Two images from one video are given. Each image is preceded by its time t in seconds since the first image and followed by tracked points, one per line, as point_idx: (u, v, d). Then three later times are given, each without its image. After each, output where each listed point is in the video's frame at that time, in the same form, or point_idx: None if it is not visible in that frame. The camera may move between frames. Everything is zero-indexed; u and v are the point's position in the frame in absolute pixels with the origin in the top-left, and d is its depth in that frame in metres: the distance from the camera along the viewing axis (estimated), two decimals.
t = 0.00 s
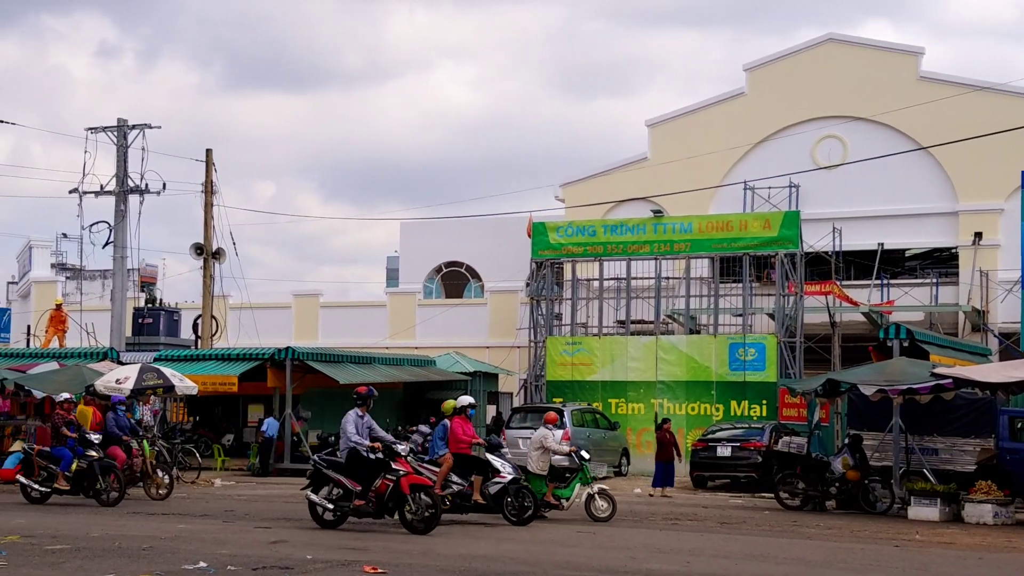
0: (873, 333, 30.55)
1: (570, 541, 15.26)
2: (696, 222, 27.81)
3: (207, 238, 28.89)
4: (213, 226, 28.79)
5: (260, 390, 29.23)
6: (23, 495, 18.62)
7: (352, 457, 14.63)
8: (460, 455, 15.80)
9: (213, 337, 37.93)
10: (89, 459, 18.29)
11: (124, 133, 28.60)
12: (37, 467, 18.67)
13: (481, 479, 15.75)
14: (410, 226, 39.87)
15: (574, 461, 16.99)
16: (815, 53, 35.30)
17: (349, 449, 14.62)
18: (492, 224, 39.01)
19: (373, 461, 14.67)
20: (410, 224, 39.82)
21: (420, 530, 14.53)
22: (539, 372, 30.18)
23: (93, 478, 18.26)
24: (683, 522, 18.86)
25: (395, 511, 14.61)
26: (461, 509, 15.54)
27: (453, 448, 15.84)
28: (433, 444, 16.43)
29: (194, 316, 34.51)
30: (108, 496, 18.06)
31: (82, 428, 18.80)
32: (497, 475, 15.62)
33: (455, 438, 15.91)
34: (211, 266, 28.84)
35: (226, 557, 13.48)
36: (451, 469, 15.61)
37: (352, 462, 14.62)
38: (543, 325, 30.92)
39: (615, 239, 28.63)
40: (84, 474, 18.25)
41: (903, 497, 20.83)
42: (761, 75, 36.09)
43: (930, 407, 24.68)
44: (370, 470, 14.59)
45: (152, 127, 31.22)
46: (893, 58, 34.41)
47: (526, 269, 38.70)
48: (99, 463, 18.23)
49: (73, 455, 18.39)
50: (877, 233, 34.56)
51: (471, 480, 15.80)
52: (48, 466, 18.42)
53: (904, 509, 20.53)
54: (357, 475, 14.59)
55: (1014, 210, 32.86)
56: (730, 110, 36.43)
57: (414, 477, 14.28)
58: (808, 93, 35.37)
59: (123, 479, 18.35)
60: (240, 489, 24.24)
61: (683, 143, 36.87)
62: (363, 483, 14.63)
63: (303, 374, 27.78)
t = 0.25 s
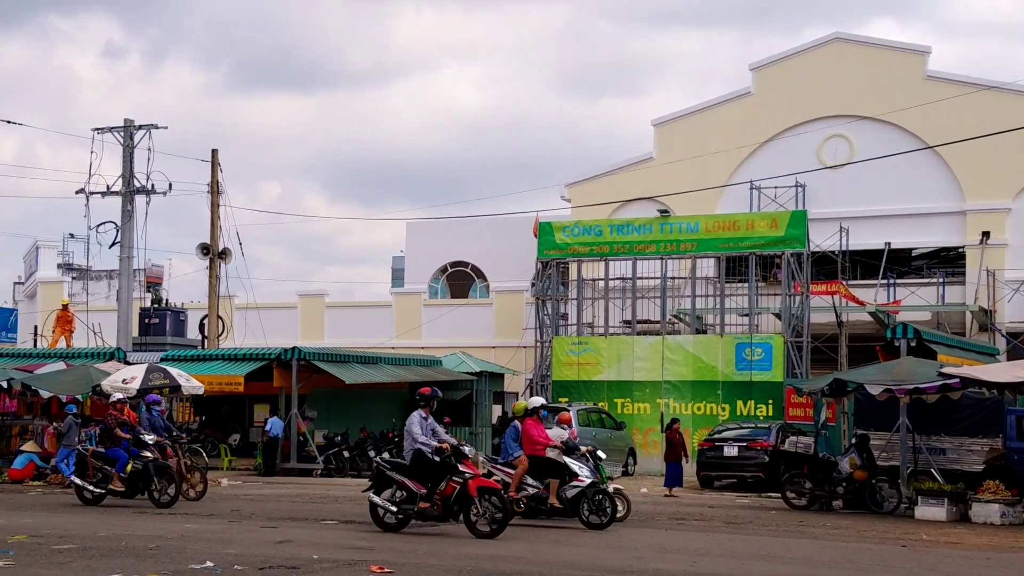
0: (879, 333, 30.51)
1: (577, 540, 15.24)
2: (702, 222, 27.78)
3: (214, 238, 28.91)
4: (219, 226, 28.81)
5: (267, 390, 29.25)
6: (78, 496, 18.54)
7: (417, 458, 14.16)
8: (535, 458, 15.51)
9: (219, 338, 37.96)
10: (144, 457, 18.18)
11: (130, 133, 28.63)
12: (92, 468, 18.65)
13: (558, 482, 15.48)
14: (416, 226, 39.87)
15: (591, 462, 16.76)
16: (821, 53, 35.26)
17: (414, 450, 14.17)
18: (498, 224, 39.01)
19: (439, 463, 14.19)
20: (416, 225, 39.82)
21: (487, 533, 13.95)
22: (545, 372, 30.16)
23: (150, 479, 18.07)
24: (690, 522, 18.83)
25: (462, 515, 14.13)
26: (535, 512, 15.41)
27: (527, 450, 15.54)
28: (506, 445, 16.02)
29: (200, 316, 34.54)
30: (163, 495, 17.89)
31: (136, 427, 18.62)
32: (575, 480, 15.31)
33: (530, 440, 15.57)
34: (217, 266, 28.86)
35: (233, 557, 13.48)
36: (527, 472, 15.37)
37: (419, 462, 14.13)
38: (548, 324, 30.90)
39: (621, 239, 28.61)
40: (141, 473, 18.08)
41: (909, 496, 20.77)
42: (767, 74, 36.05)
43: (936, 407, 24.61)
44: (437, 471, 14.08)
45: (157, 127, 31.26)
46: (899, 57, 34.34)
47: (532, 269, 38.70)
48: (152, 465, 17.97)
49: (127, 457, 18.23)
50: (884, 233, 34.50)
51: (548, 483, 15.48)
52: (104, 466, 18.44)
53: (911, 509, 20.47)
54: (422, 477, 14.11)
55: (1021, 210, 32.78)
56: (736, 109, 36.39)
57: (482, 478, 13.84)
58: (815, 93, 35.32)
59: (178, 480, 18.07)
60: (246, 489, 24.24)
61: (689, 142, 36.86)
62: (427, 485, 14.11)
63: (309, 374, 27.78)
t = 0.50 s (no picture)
0: (888, 332, 30.45)
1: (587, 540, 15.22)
2: (711, 222, 27.74)
3: (223, 238, 28.95)
4: (228, 227, 28.85)
5: (276, 390, 29.29)
6: (156, 499, 18.20)
7: (511, 462, 13.84)
8: (647, 461, 14.88)
9: (228, 338, 38.02)
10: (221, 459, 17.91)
11: (140, 134, 28.68)
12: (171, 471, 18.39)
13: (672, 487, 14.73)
14: (425, 227, 39.89)
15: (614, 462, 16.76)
16: (830, 52, 35.19)
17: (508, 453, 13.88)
18: (506, 224, 39.01)
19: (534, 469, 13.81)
20: (425, 225, 39.84)
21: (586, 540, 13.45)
22: (554, 372, 30.15)
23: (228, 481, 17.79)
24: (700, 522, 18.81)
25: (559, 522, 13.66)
26: (649, 517, 14.63)
27: (639, 453, 14.93)
28: (614, 446, 15.39)
29: (209, 316, 34.60)
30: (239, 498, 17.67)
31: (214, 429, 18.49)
32: (689, 484, 14.55)
33: (642, 443, 14.90)
34: (226, 267, 28.90)
35: (242, 557, 13.49)
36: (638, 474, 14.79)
37: (512, 467, 13.81)
38: (557, 324, 30.89)
39: (630, 239, 28.59)
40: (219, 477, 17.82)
41: (919, 497, 20.69)
42: (776, 74, 35.99)
43: (946, 408, 24.53)
44: (531, 475, 13.65)
45: (166, 127, 31.32)
46: (909, 57, 34.26)
47: (540, 269, 38.69)
48: (231, 465, 17.75)
49: (207, 457, 18.03)
50: (893, 232, 34.42)
51: (662, 487, 14.83)
52: (183, 468, 18.13)
53: (922, 509, 20.41)
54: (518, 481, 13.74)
55: None
56: (745, 109, 36.34)
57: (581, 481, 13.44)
58: (824, 92, 35.25)
59: (258, 481, 17.85)
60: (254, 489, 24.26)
61: (698, 142, 36.84)
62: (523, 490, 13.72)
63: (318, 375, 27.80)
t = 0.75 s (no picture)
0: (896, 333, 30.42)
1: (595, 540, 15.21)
2: (718, 222, 27.71)
3: (229, 239, 28.98)
4: (235, 227, 28.88)
5: (282, 390, 29.31)
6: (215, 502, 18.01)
7: (581, 465, 13.45)
8: (734, 465, 14.62)
9: (235, 338, 38.07)
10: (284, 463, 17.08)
11: (147, 135, 28.72)
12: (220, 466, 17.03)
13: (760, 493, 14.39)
14: (432, 227, 39.91)
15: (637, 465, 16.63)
16: (837, 52, 35.14)
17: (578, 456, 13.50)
18: (513, 224, 39.01)
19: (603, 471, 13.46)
20: (431, 225, 39.86)
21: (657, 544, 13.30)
22: (561, 372, 30.14)
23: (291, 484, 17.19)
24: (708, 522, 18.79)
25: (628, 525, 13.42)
26: (735, 522, 14.27)
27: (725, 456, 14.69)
28: (699, 450, 14.68)
29: (216, 317, 34.63)
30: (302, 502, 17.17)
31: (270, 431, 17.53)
32: (781, 489, 14.25)
33: (729, 446, 14.67)
34: (233, 267, 28.92)
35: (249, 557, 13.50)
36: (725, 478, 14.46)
37: (584, 470, 13.42)
38: (564, 325, 30.88)
39: (636, 239, 28.58)
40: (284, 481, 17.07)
41: (926, 497, 20.65)
42: (782, 74, 35.97)
43: (952, 407, 24.47)
44: (604, 478, 13.29)
45: (173, 128, 31.36)
46: (916, 56, 34.21)
47: (546, 270, 38.70)
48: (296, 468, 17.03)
49: (267, 459, 16.97)
50: (900, 233, 34.37)
51: (749, 493, 14.52)
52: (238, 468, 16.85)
53: (929, 510, 20.38)
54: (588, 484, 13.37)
55: None
56: (752, 109, 36.33)
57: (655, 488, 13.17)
58: (831, 92, 35.21)
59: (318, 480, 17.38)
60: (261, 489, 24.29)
61: (704, 142, 36.84)
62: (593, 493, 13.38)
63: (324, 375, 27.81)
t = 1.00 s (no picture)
0: (905, 333, 30.37)
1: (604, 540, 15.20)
2: (725, 222, 27.66)
3: (238, 239, 29.03)
4: (243, 227, 28.93)
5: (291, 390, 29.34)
6: (286, 503, 18.06)
7: (668, 469, 13.38)
8: (846, 471, 13.90)
9: (243, 338, 38.12)
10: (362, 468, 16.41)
11: (156, 135, 28.79)
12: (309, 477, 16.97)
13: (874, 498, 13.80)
14: (440, 227, 39.93)
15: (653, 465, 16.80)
16: (845, 52, 35.10)
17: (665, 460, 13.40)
18: (521, 224, 39.03)
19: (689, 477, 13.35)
20: (439, 226, 39.89)
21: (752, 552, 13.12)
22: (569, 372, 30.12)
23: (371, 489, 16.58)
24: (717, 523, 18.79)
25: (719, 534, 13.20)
26: (849, 530, 13.67)
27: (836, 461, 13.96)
28: (807, 455, 14.03)
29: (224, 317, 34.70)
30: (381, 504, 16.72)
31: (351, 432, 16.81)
32: (897, 497, 13.66)
33: (840, 452, 13.95)
34: (241, 267, 28.97)
35: (256, 557, 13.52)
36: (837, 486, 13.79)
37: (670, 474, 13.32)
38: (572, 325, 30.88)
39: (644, 239, 28.57)
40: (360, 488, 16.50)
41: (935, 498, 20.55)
42: (790, 74, 35.93)
43: (961, 408, 24.38)
44: (693, 483, 13.17)
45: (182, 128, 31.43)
46: (924, 56, 34.15)
47: (554, 270, 38.70)
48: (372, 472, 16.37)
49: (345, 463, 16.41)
50: (909, 232, 34.29)
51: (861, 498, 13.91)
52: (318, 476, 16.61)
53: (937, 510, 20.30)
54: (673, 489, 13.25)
55: None
56: (760, 109, 36.29)
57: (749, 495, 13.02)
58: (839, 92, 35.16)
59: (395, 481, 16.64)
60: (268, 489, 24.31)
61: (712, 142, 36.81)
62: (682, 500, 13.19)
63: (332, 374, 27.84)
